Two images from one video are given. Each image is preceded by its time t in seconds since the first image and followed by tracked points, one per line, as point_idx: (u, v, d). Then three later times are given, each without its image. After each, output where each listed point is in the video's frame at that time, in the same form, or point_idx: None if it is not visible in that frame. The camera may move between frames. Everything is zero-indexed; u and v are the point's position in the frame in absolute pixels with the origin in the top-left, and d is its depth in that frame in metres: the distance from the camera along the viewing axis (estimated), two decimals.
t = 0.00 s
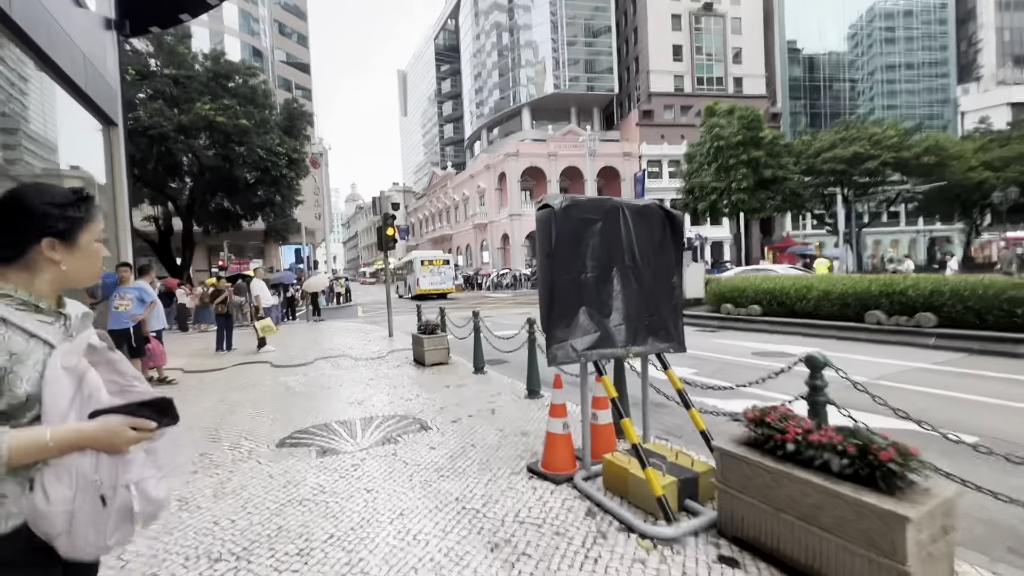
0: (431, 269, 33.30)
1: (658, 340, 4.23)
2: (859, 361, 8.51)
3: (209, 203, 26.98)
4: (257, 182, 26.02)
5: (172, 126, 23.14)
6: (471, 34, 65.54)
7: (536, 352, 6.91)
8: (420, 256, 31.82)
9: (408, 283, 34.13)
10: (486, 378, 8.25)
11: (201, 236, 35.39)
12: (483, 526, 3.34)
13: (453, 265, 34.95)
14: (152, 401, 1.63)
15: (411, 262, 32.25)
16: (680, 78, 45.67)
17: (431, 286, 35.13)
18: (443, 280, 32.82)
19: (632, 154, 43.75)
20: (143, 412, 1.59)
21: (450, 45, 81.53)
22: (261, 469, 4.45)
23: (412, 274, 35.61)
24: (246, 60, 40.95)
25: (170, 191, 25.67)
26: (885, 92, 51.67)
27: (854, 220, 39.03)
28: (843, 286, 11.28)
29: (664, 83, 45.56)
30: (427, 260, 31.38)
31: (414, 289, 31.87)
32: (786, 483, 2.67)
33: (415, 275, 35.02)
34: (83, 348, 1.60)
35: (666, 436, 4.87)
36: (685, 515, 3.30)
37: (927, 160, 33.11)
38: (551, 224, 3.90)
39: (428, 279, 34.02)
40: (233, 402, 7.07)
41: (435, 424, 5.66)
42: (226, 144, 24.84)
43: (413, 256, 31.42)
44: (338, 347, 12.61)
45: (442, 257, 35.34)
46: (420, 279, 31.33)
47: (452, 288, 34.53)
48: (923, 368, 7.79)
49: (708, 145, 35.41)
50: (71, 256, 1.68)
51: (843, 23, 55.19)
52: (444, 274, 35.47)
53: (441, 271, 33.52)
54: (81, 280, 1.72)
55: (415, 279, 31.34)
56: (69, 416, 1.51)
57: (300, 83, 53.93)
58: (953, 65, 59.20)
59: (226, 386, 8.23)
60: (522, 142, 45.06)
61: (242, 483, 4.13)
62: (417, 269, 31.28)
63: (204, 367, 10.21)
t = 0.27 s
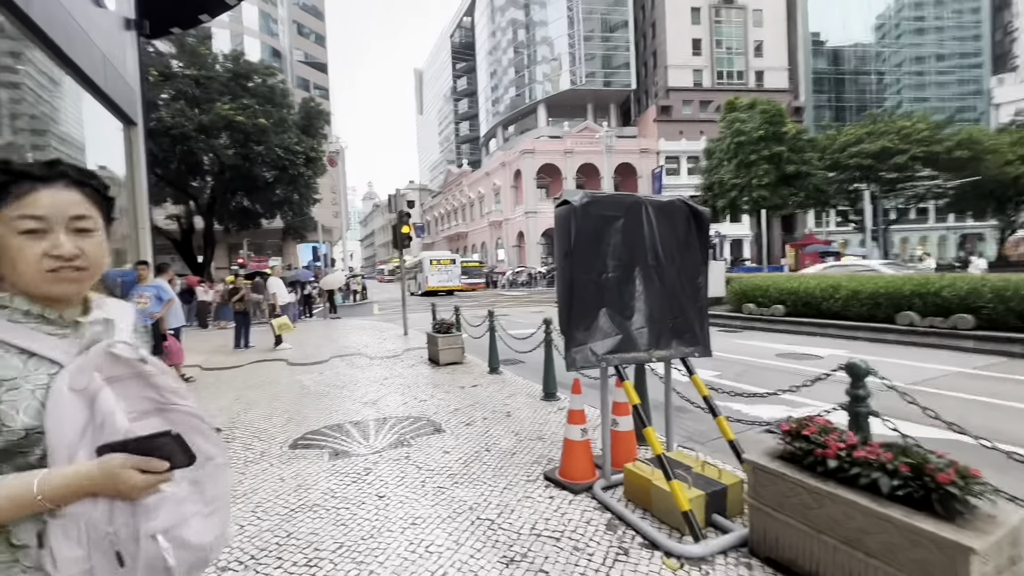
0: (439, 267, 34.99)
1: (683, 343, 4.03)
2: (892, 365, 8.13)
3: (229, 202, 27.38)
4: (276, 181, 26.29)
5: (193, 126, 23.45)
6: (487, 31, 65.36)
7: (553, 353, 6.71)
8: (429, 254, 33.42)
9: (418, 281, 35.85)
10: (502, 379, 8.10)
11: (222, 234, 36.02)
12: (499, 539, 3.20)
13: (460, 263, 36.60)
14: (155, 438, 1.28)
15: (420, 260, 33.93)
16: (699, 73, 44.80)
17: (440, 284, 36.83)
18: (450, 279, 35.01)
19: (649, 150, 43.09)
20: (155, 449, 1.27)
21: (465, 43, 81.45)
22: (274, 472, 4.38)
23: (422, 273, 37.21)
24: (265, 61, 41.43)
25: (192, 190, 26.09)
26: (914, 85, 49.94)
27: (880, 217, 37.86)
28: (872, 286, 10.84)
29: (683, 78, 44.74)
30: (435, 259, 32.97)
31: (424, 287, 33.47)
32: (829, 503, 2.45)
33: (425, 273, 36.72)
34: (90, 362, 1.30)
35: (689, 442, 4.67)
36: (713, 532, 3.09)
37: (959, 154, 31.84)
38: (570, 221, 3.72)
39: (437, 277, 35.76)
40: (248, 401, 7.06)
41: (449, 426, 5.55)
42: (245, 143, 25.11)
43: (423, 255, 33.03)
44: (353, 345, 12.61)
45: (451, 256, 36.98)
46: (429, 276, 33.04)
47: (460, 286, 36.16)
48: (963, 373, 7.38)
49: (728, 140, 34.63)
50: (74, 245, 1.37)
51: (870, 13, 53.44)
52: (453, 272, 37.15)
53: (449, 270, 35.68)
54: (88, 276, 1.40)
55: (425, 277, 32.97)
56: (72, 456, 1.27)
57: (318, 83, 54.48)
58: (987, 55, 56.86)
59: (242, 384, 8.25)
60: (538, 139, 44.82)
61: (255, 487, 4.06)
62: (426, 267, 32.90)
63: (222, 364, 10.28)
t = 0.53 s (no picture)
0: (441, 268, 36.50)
1: (695, 346, 3.91)
2: (910, 368, 7.90)
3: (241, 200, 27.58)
4: (286, 180, 26.43)
5: (205, 125, 23.64)
6: (496, 30, 65.26)
7: (561, 354, 6.60)
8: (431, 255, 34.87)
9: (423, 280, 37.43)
10: (509, 379, 8.02)
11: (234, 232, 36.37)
12: (504, 546, 3.12)
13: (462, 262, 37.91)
14: (113, 497, 0.86)
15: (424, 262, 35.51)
16: (710, 70, 44.32)
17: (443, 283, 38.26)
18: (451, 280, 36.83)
19: (660, 149, 42.71)
20: (110, 511, 0.85)
21: (475, 42, 81.41)
22: (279, 473, 4.34)
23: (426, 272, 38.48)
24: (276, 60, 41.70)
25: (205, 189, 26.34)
26: (931, 81, 48.93)
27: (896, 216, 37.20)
28: (889, 286, 10.58)
29: (693, 75, 44.30)
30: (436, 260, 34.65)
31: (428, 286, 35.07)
32: (848, 516, 2.34)
33: (428, 273, 38.07)
34: (85, 378, 1.00)
35: (701, 446, 4.55)
36: (727, 542, 2.98)
37: (979, 151, 31.14)
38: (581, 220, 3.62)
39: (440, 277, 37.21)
40: (255, 400, 7.04)
41: (456, 427, 5.48)
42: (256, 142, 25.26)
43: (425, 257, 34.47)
44: (362, 344, 12.59)
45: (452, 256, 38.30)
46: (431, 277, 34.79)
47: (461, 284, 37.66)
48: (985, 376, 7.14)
49: (740, 138, 34.20)
50: (68, 233, 1.12)
51: (887, 8, 52.42)
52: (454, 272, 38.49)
53: (450, 272, 37.46)
54: (76, 267, 1.13)
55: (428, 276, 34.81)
56: (40, 501, 0.92)
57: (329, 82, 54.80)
58: (1008, 50, 55.52)
59: (250, 382, 8.24)
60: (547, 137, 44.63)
61: (258, 489, 4.00)
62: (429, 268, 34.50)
63: (231, 363, 10.30)
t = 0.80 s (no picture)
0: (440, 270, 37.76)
1: (701, 347, 3.81)
2: (920, 371, 7.73)
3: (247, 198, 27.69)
4: (292, 178, 26.50)
5: (212, 123, 23.73)
6: (503, 29, 65.17)
7: (564, 354, 6.50)
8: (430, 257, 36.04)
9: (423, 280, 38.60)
10: (512, 379, 7.95)
11: (240, 230, 36.57)
12: (502, 552, 3.04)
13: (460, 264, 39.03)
14: None
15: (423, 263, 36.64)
16: (718, 68, 44.02)
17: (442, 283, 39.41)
18: (448, 279, 38.37)
19: (666, 148, 42.46)
20: None
21: (481, 41, 81.34)
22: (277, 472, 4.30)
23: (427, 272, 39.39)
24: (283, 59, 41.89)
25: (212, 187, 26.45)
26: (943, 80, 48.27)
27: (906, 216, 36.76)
28: (899, 288, 10.39)
29: (700, 74, 44.01)
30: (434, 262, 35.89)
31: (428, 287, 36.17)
32: (858, 526, 2.24)
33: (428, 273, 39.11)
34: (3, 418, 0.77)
35: (705, 450, 4.47)
36: (732, 551, 2.88)
37: (991, 151, 30.67)
38: (584, 217, 3.53)
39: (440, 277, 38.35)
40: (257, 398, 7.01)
41: (456, 428, 5.41)
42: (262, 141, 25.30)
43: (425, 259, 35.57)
44: (365, 342, 12.57)
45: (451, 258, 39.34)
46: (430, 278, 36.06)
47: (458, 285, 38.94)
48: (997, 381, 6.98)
49: (748, 137, 33.88)
50: (20, 217, 0.86)
51: (898, 5, 51.71)
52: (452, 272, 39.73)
53: (447, 271, 39.12)
54: (24, 260, 0.87)
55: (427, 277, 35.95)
56: None
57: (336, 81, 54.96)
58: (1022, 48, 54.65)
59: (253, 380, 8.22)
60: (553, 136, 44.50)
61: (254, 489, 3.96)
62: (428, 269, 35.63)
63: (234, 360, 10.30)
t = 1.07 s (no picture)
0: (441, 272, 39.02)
1: (705, 352, 3.71)
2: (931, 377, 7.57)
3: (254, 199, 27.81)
4: (298, 179, 26.53)
5: (219, 124, 23.86)
6: (509, 31, 65.28)
7: (566, 357, 6.42)
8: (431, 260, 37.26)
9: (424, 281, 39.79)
10: (514, 381, 7.87)
11: (247, 231, 36.78)
12: (498, 561, 2.96)
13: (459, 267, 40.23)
14: None
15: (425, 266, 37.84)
16: (725, 71, 43.82)
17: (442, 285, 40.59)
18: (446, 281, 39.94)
19: (672, 150, 42.27)
20: None
21: (488, 43, 81.51)
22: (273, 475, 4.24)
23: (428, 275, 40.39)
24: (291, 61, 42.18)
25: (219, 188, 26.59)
26: (953, 82, 47.73)
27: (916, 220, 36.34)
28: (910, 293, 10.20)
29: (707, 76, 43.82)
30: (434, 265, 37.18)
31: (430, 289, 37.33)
32: (871, 542, 2.14)
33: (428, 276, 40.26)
34: None
35: (709, 457, 4.39)
36: (738, 563, 2.78)
37: (1003, 155, 30.26)
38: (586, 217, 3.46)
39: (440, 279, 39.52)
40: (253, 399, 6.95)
41: (455, 431, 5.33)
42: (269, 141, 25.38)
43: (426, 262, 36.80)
44: (368, 343, 12.53)
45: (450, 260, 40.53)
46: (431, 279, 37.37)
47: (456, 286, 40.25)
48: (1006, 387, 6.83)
49: (755, 139, 33.62)
50: None
51: (908, 7, 51.26)
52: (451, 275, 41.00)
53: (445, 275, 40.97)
54: None
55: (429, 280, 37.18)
56: None
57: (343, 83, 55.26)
58: None
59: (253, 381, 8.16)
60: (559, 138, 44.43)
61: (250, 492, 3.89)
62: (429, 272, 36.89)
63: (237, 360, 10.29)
